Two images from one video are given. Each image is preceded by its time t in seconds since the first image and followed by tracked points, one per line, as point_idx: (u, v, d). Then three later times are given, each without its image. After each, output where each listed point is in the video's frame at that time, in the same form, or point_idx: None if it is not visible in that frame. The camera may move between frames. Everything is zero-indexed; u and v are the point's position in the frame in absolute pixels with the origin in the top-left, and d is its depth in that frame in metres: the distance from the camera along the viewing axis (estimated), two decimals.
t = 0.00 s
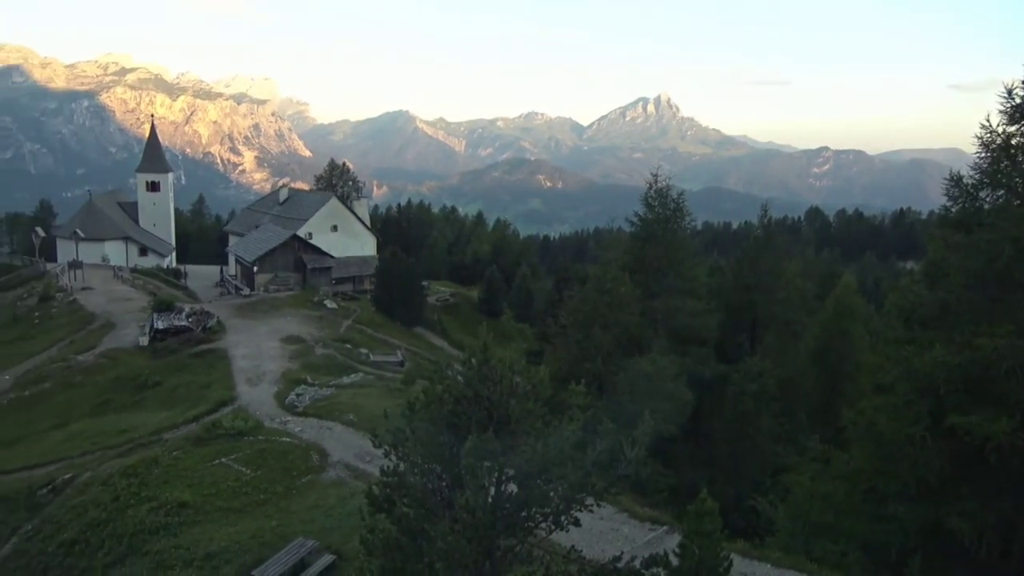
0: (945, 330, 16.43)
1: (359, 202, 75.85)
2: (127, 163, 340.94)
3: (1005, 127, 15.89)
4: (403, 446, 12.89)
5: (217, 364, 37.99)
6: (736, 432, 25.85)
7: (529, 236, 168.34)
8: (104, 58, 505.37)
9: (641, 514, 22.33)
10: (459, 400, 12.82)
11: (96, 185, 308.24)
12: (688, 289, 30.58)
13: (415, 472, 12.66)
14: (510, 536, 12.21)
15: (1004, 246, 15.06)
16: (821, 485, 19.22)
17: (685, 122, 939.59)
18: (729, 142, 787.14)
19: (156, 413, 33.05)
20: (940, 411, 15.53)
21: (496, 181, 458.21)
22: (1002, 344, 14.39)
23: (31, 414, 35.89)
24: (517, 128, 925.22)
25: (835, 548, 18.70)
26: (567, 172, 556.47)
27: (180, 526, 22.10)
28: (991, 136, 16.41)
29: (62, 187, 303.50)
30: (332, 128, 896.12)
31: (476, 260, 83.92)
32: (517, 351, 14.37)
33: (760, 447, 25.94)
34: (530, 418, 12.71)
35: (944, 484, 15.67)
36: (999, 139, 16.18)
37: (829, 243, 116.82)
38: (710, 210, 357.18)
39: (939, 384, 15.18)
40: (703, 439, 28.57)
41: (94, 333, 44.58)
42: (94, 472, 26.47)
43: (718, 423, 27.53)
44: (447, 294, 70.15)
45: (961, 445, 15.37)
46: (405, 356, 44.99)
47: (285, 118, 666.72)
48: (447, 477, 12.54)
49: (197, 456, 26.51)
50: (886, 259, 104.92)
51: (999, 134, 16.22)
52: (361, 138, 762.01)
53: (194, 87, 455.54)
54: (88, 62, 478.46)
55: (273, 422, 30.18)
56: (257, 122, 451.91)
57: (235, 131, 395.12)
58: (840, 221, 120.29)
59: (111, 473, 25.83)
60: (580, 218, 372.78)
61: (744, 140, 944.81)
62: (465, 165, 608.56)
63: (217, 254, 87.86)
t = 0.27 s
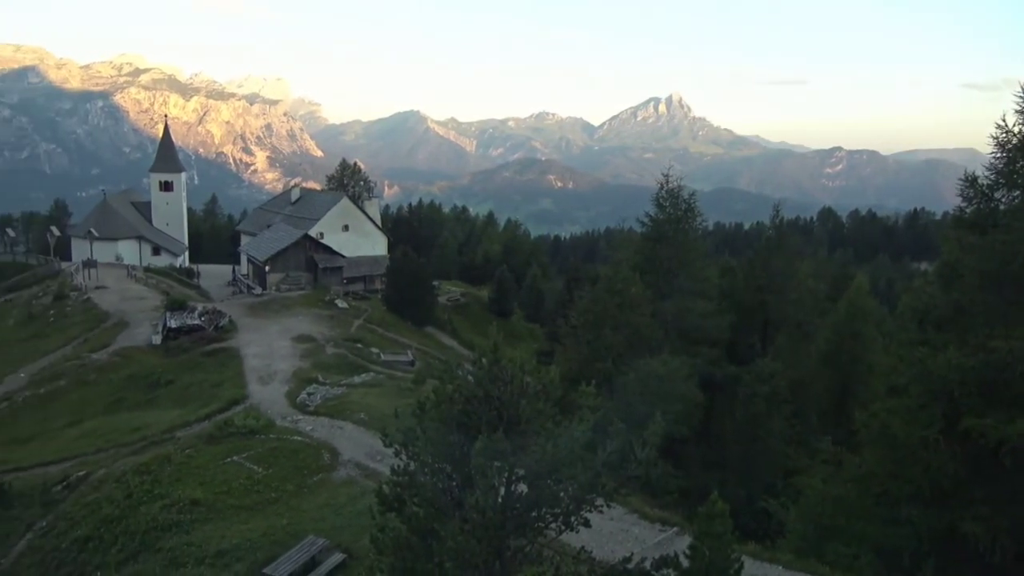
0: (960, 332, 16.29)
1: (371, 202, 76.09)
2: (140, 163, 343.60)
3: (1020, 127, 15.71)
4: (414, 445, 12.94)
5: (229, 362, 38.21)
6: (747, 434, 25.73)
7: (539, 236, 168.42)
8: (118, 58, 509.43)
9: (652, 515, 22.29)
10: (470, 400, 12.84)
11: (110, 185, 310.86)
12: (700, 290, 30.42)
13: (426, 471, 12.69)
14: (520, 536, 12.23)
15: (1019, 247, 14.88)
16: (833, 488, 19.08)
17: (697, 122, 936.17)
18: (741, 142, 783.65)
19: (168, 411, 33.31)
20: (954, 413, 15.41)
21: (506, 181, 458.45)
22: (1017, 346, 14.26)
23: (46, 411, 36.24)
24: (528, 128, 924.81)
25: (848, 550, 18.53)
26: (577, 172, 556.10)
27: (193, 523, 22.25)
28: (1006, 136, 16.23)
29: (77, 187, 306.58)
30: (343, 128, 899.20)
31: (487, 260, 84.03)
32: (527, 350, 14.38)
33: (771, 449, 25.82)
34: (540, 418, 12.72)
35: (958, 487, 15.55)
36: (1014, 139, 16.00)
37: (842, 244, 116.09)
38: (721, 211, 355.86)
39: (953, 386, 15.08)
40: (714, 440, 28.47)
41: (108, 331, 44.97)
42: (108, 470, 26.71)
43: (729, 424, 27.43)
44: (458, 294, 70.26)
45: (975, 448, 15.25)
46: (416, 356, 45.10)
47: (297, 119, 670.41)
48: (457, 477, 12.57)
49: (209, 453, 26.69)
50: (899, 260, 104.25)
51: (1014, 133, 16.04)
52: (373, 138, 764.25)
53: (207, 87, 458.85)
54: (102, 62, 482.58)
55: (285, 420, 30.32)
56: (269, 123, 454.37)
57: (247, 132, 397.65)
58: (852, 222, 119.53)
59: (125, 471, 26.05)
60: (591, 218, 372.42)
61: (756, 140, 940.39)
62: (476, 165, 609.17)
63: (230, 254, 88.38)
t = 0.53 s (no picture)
0: (977, 334, 16.13)
1: (384, 202, 76.35)
2: (156, 163, 346.69)
3: None
4: (426, 444, 12.96)
5: (243, 361, 38.47)
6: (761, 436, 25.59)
7: (552, 236, 168.38)
8: (135, 59, 514.18)
9: (664, 516, 22.22)
10: (481, 400, 12.83)
11: (126, 184, 313.91)
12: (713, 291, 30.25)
13: (438, 470, 12.70)
14: (532, 536, 12.24)
15: None
16: (847, 490, 18.95)
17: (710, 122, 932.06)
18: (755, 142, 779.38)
19: (183, 409, 33.58)
20: (970, 416, 15.27)
21: (519, 181, 458.56)
22: None
23: (63, 408, 36.62)
24: (541, 128, 924.57)
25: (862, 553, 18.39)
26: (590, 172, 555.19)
27: (206, 520, 22.40)
28: None
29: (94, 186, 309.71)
30: (356, 128, 903.07)
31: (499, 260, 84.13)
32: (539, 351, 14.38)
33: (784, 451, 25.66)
34: (552, 418, 12.71)
35: (975, 490, 15.40)
36: None
37: (857, 245, 115.20)
38: (735, 211, 354.05)
39: (970, 389, 14.93)
40: (727, 442, 28.34)
41: (124, 329, 45.39)
42: (123, 467, 26.95)
43: (742, 425, 27.29)
44: (470, 294, 70.36)
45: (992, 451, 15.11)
46: (428, 355, 45.20)
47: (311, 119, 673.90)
48: (469, 476, 12.58)
49: (223, 451, 26.86)
50: (915, 261, 103.34)
51: None
52: (386, 138, 766.64)
53: (222, 88, 462.23)
54: (119, 63, 487.30)
55: (298, 419, 30.48)
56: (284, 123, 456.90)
57: (262, 132, 400.22)
58: (867, 223, 118.56)
59: (139, 468, 26.28)
60: (604, 218, 371.94)
61: (771, 140, 934.86)
62: (489, 166, 609.70)
63: (244, 253, 89.02)
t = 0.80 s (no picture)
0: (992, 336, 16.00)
1: (395, 202, 76.55)
2: (170, 163, 349.27)
3: None
4: (436, 444, 12.99)
5: (255, 360, 38.68)
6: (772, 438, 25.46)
7: (563, 236, 168.35)
8: (149, 61, 517.81)
9: (674, 518, 22.16)
10: (492, 400, 12.84)
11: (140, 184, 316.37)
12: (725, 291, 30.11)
13: (448, 470, 12.71)
14: (542, 536, 12.27)
15: None
16: (859, 493, 18.83)
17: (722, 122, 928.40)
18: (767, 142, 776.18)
19: (196, 407, 33.82)
20: (985, 419, 15.15)
21: (530, 181, 458.51)
22: None
23: (77, 406, 36.95)
24: (553, 128, 923.84)
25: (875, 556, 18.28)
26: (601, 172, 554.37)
27: (218, 518, 22.55)
28: None
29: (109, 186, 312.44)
30: (368, 128, 906.01)
31: (510, 260, 84.17)
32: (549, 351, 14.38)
33: (796, 452, 25.53)
34: (562, 418, 12.61)
35: (989, 494, 15.28)
36: None
37: (870, 245, 114.41)
38: (746, 212, 352.51)
39: (985, 391, 14.81)
40: (739, 444, 28.21)
41: (137, 328, 45.74)
42: (136, 465, 27.17)
43: (754, 427, 27.18)
44: (480, 294, 70.43)
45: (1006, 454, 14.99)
46: (438, 355, 45.31)
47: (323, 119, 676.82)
48: (479, 476, 12.60)
49: (235, 450, 27.01)
50: (929, 262, 102.54)
51: None
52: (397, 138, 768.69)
53: (235, 88, 465.07)
54: (133, 64, 491.08)
55: (309, 418, 30.61)
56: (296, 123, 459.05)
57: (274, 132, 402.37)
58: (881, 223, 117.72)
59: (152, 466, 26.48)
60: (614, 219, 371.40)
61: (783, 140, 930.05)
62: (499, 166, 610.11)
63: (256, 253, 89.51)
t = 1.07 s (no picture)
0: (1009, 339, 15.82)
1: (408, 202, 76.78)
2: (185, 163, 352.04)
3: None
4: (448, 443, 13.01)
5: (269, 359, 38.91)
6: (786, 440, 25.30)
7: (575, 236, 168.22)
8: (164, 62, 521.52)
9: (687, 519, 22.08)
10: (504, 400, 12.84)
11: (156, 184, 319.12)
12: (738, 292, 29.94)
13: (460, 469, 12.72)
14: (553, 536, 12.27)
15: None
16: (874, 496, 18.67)
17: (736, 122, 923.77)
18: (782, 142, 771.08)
19: (210, 405, 34.07)
20: (1002, 422, 14.98)
21: (543, 181, 458.34)
22: None
23: (94, 403, 37.32)
24: (565, 128, 922.84)
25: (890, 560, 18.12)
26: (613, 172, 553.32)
27: (232, 515, 22.70)
28: None
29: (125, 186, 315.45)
30: (381, 128, 909.21)
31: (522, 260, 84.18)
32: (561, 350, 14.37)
33: (810, 454, 25.36)
34: (574, 418, 12.57)
35: (1006, 498, 15.11)
36: None
37: (885, 246, 113.45)
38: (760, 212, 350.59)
39: (1002, 395, 14.65)
40: (752, 445, 28.08)
41: (153, 327, 46.14)
42: (151, 462, 27.40)
43: (767, 429, 27.04)
44: (493, 294, 70.50)
45: None
46: (450, 355, 45.37)
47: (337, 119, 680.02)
48: (491, 476, 12.60)
49: (248, 448, 27.17)
50: (946, 263, 101.45)
51: None
52: (411, 138, 770.76)
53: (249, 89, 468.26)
54: (149, 65, 495.04)
55: (322, 417, 30.76)
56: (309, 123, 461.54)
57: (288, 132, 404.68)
58: (897, 224, 116.70)
59: (167, 463, 26.70)
60: (628, 219, 370.47)
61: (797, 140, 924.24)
62: (512, 166, 610.26)
63: (270, 252, 90.05)
